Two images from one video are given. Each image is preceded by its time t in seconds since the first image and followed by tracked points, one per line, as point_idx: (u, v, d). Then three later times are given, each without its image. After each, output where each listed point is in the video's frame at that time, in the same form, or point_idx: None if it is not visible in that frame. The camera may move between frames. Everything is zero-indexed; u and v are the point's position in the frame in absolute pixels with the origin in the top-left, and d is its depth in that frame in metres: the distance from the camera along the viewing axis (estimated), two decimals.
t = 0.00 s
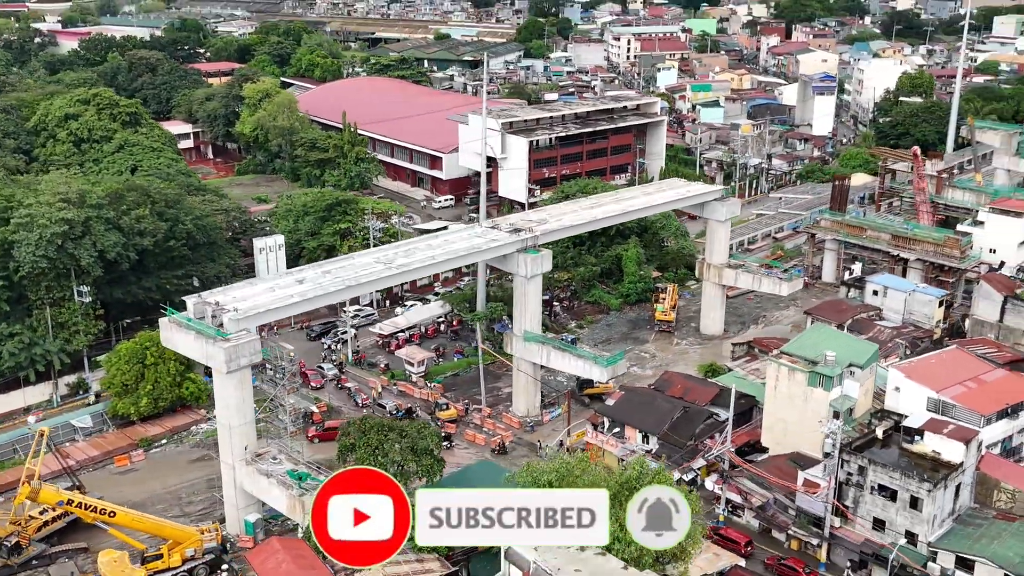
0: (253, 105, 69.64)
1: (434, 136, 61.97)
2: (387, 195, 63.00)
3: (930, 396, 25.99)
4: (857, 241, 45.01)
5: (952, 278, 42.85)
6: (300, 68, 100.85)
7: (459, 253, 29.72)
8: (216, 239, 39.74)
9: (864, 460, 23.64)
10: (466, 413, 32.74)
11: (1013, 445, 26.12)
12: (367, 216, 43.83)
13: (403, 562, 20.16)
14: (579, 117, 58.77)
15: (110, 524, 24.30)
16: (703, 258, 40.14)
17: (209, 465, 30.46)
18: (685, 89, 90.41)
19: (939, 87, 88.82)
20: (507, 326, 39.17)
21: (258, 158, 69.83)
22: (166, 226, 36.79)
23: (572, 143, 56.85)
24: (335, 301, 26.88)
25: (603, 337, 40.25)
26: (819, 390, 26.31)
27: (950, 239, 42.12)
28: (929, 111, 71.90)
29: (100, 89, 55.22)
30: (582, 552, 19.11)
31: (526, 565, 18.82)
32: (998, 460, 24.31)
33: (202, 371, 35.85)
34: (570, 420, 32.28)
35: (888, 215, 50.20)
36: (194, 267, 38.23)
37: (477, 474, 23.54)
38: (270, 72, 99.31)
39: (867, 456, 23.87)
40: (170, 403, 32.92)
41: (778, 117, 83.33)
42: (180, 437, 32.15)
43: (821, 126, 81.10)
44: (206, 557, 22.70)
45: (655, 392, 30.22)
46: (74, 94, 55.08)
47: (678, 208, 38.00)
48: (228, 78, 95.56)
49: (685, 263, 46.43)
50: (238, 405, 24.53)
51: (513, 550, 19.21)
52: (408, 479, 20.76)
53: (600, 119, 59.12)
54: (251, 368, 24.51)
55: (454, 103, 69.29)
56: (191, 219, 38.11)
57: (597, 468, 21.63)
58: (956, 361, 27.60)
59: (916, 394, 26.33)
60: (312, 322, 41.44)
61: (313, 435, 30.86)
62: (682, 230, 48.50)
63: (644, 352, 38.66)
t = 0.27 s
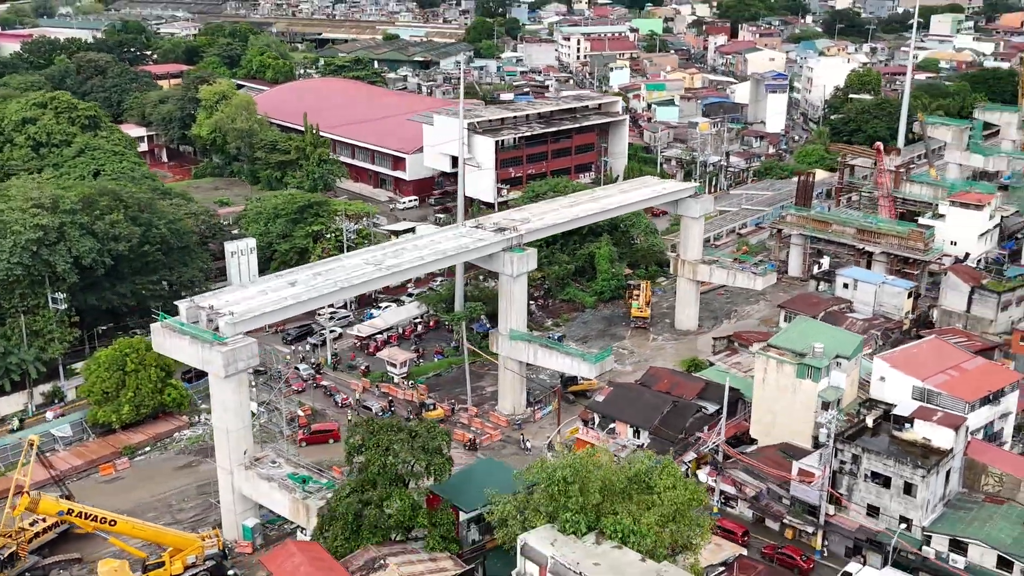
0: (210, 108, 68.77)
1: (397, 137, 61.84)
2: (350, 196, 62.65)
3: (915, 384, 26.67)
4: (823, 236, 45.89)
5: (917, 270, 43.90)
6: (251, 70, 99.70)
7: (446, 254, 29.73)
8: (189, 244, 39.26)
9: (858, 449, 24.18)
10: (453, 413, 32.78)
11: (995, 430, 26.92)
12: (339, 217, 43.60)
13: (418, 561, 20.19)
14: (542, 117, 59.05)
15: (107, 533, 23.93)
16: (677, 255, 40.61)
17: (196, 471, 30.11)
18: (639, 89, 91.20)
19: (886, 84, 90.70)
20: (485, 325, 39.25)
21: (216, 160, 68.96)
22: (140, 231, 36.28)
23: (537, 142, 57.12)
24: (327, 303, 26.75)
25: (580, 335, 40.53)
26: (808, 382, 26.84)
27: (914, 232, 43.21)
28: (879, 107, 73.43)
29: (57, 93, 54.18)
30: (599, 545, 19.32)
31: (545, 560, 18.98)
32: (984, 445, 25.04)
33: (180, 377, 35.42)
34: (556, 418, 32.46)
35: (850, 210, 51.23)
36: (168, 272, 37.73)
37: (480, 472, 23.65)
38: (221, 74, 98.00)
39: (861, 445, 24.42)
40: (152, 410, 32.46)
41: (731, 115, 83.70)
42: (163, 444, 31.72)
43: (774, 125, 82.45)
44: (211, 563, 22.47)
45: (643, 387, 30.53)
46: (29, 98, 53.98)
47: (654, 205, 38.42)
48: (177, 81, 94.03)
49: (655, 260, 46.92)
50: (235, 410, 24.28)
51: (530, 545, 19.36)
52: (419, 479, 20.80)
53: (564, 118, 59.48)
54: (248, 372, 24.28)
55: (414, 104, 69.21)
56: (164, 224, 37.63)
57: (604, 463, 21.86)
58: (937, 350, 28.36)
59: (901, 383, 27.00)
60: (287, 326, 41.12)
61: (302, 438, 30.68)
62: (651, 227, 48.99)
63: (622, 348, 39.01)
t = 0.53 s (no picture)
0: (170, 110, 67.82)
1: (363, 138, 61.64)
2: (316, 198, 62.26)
3: (905, 374, 27.36)
4: (793, 231, 46.70)
5: (885, 263, 44.94)
6: (205, 72, 98.46)
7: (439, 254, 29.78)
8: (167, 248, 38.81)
9: (856, 437, 24.74)
10: (444, 412, 32.83)
11: (981, 417, 27.72)
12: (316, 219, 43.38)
13: (437, 559, 20.28)
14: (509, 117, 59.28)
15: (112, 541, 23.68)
16: (656, 252, 41.09)
17: (190, 476, 29.79)
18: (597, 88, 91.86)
19: (838, 81, 92.34)
20: (467, 325, 39.35)
21: (176, 164, 68.03)
22: (119, 236, 35.80)
23: (506, 142, 57.35)
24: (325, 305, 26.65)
25: (561, 332, 40.79)
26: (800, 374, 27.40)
27: (882, 226, 44.21)
28: (835, 104, 74.77)
29: (16, 96, 53.11)
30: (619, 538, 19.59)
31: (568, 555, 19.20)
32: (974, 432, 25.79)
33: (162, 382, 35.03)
34: (547, 415, 32.68)
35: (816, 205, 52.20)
36: (148, 276, 37.25)
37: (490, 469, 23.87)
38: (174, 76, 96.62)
39: (858, 433, 24.98)
40: (139, 417, 32.04)
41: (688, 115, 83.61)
42: (152, 450, 31.32)
43: (732, 125, 84.49)
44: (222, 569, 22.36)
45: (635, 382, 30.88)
46: None
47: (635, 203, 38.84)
48: (129, 83, 92.43)
49: (629, 257, 47.39)
50: (238, 414, 24.10)
51: (552, 540, 19.57)
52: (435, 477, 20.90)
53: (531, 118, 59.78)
54: (251, 375, 24.11)
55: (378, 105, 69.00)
56: (143, 228, 37.17)
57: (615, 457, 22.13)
58: (922, 340, 29.12)
59: (891, 373, 27.69)
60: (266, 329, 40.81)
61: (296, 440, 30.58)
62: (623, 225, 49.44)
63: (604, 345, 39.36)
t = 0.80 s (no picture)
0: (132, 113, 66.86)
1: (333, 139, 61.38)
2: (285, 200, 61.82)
3: (898, 364, 28.07)
4: (767, 227, 47.45)
5: (858, 257, 45.93)
6: (161, 74, 97.04)
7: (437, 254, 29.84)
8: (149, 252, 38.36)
9: (857, 427, 25.31)
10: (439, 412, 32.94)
11: (970, 404, 28.54)
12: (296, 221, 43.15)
13: (462, 556, 20.45)
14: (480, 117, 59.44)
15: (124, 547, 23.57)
16: (638, 249, 41.55)
17: (188, 482, 29.55)
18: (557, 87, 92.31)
19: (794, 79, 93.83)
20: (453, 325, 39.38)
21: (140, 167, 67.05)
22: (103, 240, 35.34)
23: (478, 142, 57.54)
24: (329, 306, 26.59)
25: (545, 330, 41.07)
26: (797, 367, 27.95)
27: (855, 220, 45.18)
28: (795, 102, 76.00)
29: None
30: (644, 530, 19.91)
31: (595, 548, 19.46)
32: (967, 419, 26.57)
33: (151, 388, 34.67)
34: (542, 412, 32.94)
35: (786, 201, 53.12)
36: (131, 281, 36.79)
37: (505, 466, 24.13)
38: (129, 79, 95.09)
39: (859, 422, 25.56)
40: (131, 423, 31.67)
41: (650, 113, 84.20)
42: (146, 457, 30.98)
43: (693, 124, 85.98)
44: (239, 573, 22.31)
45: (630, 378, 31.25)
46: None
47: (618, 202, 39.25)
48: (83, 86, 90.77)
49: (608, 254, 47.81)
50: (248, 416, 23.97)
51: (577, 534, 19.82)
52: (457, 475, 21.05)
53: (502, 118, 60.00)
54: (260, 378, 23.98)
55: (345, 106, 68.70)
56: (126, 232, 36.71)
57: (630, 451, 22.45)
58: (911, 331, 29.90)
59: (884, 363, 28.39)
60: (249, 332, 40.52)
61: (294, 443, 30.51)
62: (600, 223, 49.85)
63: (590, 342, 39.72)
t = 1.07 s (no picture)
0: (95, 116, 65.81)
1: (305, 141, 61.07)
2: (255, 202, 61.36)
3: (893, 354, 28.83)
4: (742, 222, 48.20)
5: (832, 251, 46.90)
6: (116, 77, 95.45)
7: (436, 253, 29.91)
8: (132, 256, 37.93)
9: (858, 415, 25.92)
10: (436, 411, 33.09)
11: (960, 391, 29.42)
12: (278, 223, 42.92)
13: (489, 552, 20.70)
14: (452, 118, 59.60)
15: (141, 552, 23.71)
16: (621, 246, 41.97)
17: (190, 487, 29.38)
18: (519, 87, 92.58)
19: (751, 78, 95.20)
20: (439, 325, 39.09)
21: (103, 172, 66.01)
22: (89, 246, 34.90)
23: (452, 142, 57.70)
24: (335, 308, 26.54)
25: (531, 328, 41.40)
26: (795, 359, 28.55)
27: (829, 216, 46.15)
28: (756, 100, 77.15)
29: None
30: (668, 521, 20.31)
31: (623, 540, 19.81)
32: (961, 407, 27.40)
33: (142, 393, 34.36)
34: (539, 409, 33.27)
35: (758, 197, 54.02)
36: (116, 286, 36.37)
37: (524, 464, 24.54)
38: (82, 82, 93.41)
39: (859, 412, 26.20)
40: (128, 429, 31.36)
41: (612, 112, 84.86)
42: (144, 463, 30.69)
43: (655, 122, 86.83)
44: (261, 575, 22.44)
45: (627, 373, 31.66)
46: None
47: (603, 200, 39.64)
48: (35, 90, 88.94)
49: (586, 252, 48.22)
50: (262, 419, 23.90)
51: (604, 526, 20.16)
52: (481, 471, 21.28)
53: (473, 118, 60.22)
54: (273, 380, 23.89)
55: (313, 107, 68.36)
56: (110, 237, 36.28)
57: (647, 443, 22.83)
58: (901, 322, 30.71)
59: (878, 353, 29.13)
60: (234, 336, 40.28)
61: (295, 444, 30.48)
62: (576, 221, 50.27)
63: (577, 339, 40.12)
